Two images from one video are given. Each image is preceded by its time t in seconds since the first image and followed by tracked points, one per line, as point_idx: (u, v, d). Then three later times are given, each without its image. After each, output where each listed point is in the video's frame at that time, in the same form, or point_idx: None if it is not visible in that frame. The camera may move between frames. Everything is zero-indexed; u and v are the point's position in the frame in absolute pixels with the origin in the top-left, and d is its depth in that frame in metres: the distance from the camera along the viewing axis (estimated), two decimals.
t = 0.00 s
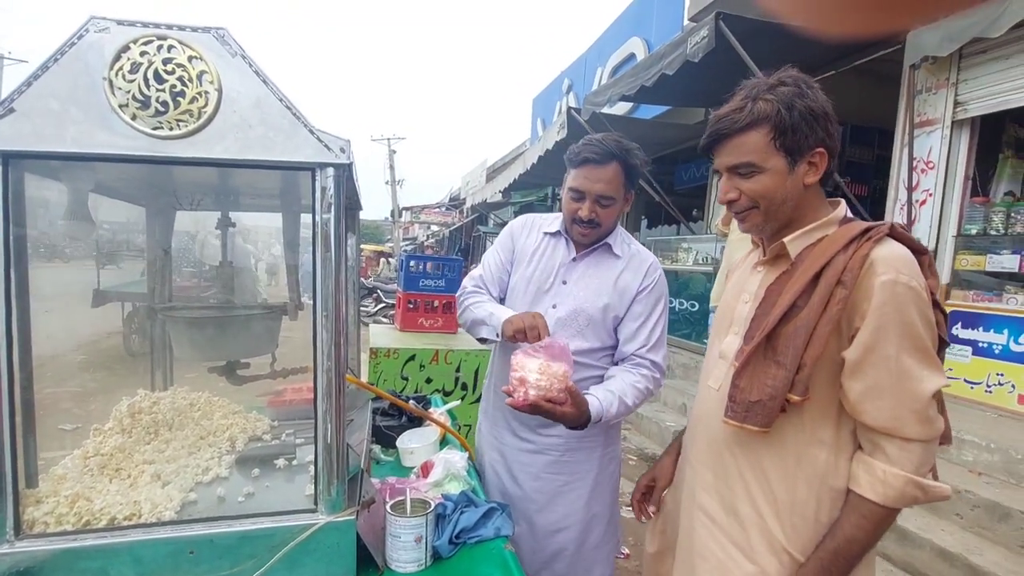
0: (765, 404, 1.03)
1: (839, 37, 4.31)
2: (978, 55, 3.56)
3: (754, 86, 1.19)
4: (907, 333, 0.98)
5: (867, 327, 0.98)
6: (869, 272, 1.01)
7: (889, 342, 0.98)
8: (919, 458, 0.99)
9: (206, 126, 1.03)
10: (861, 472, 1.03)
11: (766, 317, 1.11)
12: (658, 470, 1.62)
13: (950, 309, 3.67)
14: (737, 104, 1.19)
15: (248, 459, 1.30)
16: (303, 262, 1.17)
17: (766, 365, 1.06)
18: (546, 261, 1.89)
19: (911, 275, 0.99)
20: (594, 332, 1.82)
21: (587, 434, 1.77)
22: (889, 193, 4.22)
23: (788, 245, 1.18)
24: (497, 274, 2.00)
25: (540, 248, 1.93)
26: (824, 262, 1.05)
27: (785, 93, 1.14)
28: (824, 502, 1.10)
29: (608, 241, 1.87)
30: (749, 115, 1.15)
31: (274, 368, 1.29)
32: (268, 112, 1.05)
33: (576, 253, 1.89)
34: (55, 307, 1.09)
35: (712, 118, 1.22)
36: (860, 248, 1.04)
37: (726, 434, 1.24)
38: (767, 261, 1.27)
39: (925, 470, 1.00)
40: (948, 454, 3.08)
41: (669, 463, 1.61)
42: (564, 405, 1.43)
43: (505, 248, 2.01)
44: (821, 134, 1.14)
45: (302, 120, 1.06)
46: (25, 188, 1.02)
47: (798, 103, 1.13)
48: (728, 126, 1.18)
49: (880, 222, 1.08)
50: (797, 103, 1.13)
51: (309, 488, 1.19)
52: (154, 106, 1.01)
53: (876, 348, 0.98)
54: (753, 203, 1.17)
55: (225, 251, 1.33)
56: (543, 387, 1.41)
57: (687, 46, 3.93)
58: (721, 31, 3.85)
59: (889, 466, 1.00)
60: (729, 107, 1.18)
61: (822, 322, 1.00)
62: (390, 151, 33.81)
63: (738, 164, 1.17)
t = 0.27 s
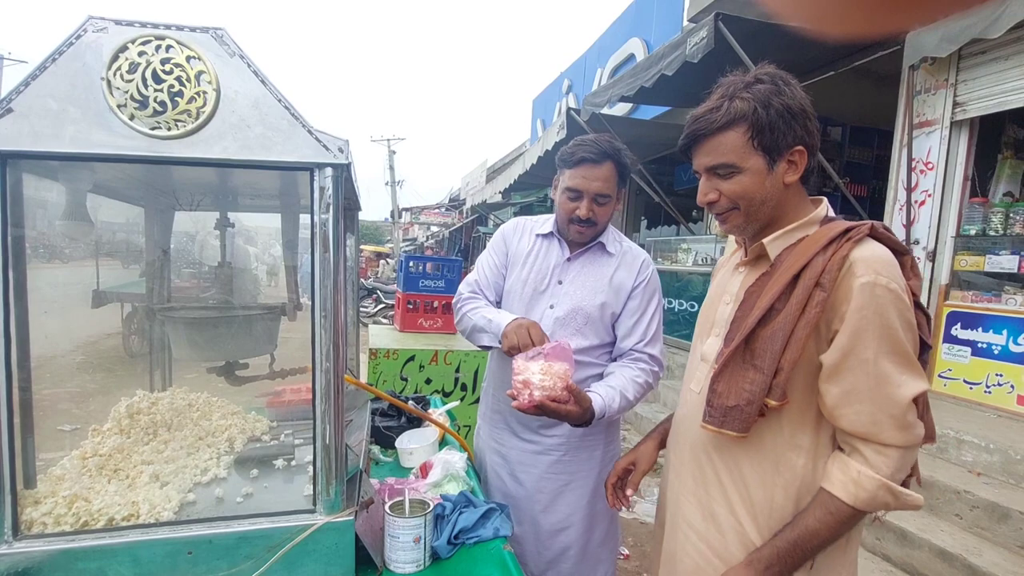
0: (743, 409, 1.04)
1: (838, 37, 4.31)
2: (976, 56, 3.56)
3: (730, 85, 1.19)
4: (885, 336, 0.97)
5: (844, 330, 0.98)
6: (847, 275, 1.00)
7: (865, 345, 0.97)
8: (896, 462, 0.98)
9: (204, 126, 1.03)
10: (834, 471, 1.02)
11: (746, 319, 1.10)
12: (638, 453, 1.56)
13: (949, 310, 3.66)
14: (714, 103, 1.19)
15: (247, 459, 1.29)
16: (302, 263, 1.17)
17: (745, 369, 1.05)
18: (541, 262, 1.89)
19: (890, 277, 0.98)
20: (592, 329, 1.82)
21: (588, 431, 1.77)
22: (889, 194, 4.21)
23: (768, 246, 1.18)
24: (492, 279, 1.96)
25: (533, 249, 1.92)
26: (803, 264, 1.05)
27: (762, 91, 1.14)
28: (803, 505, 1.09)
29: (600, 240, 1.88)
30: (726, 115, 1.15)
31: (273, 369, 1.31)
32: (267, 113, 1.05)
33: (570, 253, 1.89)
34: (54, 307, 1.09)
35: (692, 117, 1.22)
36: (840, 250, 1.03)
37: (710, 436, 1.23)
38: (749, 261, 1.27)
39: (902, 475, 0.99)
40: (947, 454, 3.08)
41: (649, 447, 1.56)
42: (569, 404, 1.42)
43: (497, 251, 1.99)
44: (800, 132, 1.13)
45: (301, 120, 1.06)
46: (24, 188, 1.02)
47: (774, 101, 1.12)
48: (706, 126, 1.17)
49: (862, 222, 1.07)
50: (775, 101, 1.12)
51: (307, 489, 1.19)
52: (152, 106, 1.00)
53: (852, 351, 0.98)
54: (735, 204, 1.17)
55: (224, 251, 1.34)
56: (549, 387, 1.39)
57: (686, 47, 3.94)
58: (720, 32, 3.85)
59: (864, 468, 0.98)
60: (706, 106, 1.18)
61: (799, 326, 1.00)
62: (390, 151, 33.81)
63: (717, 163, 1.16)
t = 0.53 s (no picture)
0: (695, 419, 0.98)
1: (837, 38, 4.32)
2: (975, 56, 3.57)
3: (690, 79, 1.15)
4: (842, 348, 0.90)
5: (796, 339, 0.91)
6: (806, 280, 0.93)
7: (818, 357, 0.90)
8: (840, 481, 0.92)
9: (205, 126, 1.03)
10: (771, 478, 0.96)
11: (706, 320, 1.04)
12: (599, 456, 1.46)
13: (949, 310, 3.67)
14: (673, 99, 1.15)
15: (248, 459, 1.30)
16: (303, 262, 1.17)
17: (699, 377, 0.99)
18: (531, 266, 1.89)
19: (851, 284, 0.90)
20: (592, 322, 1.83)
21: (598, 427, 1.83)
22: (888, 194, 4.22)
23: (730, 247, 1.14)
24: (484, 292, 1.94)
25: (519, 257, 1.91)
26: (763, 266, 0.97)
27: (720, 85, 1.10)
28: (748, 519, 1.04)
29: (586, 234, 1.90)
30: (683, 112, 1.11)
31: (274, 369, 1.29)
32: (269, 113, 1.05)
33: (557, 252, 1.90)
34: (55, 308, 1.09)
35: (653, 115, 1.18)
36: (801, 252, 0.95)
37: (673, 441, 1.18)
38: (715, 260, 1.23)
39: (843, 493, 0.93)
40: (947, 454, 3.08)
41: (613, 451, 1.46)
42: (579, 401, 1.43)
43: (482, 261, 1.97)
44: (763, 126, 1.08)
45: (302, 121, 1.06)
46: (25, 188, 1.02)
47: (732, 94, 1.08)
48: (665, 124, 1.14)
49: (827, 223, 0.99)
50: (734, 96, 1.08)
51: (309, 489, 1.19)
52: (153, 107, 1.01)
53: (803, 362, 0.91)
54: (699, 204, 1.13)
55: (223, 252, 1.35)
56: (558, 387, 1.40)
57: (686, 47, 3.95)
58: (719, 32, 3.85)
59: (802, 480, 0.92)
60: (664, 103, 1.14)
61: (754, 334, 0.93)
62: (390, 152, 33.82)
63: (678, 163, 1.13)
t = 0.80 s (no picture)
0: (647, 416, 0.97)
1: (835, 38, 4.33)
2: (974, 55, 3.57)
3: (636, 73, 1.15)
4: (787, 341, 0.86)
5: (739, 331, 0.88)
6: (757, 270, 0.90)
7: (760, 349, 0.87)
8: (779, 482, 0.88)
9: (208, 128, 1.04)
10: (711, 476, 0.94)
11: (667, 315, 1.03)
12: (556, 455, 1.53)
13: (948, 309, 3.67)
14: (620, 94, 1.15)
15: (250, 459, 1.31)
16: (305, 262, 1.18)
17: (655, 373, 0.99)
18: (523, 268, 1.92)
19: (801, 273, 0.87)
20: (590, 322, 1.83)
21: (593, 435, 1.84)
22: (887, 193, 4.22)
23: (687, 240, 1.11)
24: (479, 298, 1.97)
25: (510, 262, 1.94)
26: (717, 258, 0.96)
27: (662, 76, 1.09)
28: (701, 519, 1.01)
29: (576, 232, 1.90)
30: (628, 106, 1.11)
31: (275, 369, 1.28)
32: (271, 115, 1.06)
33: (548, 254, 1.91)
34: (59, 309, 1.10)
35: (603, 110, 1.19)
36: (754, 242, 0.93)
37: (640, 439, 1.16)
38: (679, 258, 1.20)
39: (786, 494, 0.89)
40: (946, 454, 3.09)
41: (570, 450, 1.54)
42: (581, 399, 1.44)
43: (476, 268, 2.00)
44: (710, 115, 1.06)
45: (304, 123, 1.07)
46: (27, 191, 1.03)
47: (673, 85, 1.07)
48: (612, 119, 1.14)
49: (781, 211, 0.96)
50: (674, 86, 1.07)
51: (310, 489, 1.19)
52: (157, 109, 1.01)
53: (746, 355, 0.88)
54: (654, 199, 1.12)
55: (224, 254, 1.33)
56: (559, 385, 1.41)
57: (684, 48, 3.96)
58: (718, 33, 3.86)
59: (736, 478, 0.89)
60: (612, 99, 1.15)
61: (705, 327, 0.92)
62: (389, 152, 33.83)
63: (628, 157, 1.12)
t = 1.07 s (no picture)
0: (620, 412, 0.97)
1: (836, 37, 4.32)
2: (976, 54, 3.57)
3: (613, 68, 1.15)
4: (753, 336, 0.86)
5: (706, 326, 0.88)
6: (725, 265, 0.90)
7: (726, 344, 0.87)
8: (741, 480, 0.87)
9: (211, 130, 1.04)
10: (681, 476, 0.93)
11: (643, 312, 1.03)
12: (542, 466, 1.44)
13: (950, 309, 3.67)
14: (598, 88, 1.15)
15: (252, 458, 1.31)
16: (307, 263, 1.19)
17: (628, 370, 0.99)
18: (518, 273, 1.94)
19: (767, 267, 0.87)
20: (586, 330, 1.83)
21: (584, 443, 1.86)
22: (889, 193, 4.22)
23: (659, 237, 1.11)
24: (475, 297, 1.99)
25: (507, 266, 1.96)
26: (688, 254, 0.96)
27: (635, 72, 1.09)
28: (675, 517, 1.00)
29: (574, 237, 1.89)
30: (602, 102, 1.11)
31: (277, 369, 1.28)
32: (273, 117, 1.07)
33: (547, 259, 1.92)
34: (63, 310, 1.11)
35: (580, 102, 1.19)
36: (722, 238, 0.93)
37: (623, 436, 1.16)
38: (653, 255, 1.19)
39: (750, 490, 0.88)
40: (948, 453, 3.09)
41: (557, 462, 1.45)
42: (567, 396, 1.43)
43: (474, 270, 2.03)
44: (681, 114, 1.06)
45: (305, 124, 1.08)
46: (31, 193, 1.04)
47: (646, 82, 1.07)
48: (588, 114, 1.15)
49: (748, 206, 0.97)
50: (646, 83, 1.07)
51: (312, 489, 1.20)
52: (160, 111, 1.02)
53: (711, 350, 0.88)
54: (624, 195, 1.13)
55: (227, 254, 1.35)
56: (546, 380, 1.40)
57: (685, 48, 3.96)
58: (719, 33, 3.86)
59: (701, 476, 0.89)
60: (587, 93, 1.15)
61: (676, 322, 0.92)
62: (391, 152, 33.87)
63: (601, 152, 1.13)
